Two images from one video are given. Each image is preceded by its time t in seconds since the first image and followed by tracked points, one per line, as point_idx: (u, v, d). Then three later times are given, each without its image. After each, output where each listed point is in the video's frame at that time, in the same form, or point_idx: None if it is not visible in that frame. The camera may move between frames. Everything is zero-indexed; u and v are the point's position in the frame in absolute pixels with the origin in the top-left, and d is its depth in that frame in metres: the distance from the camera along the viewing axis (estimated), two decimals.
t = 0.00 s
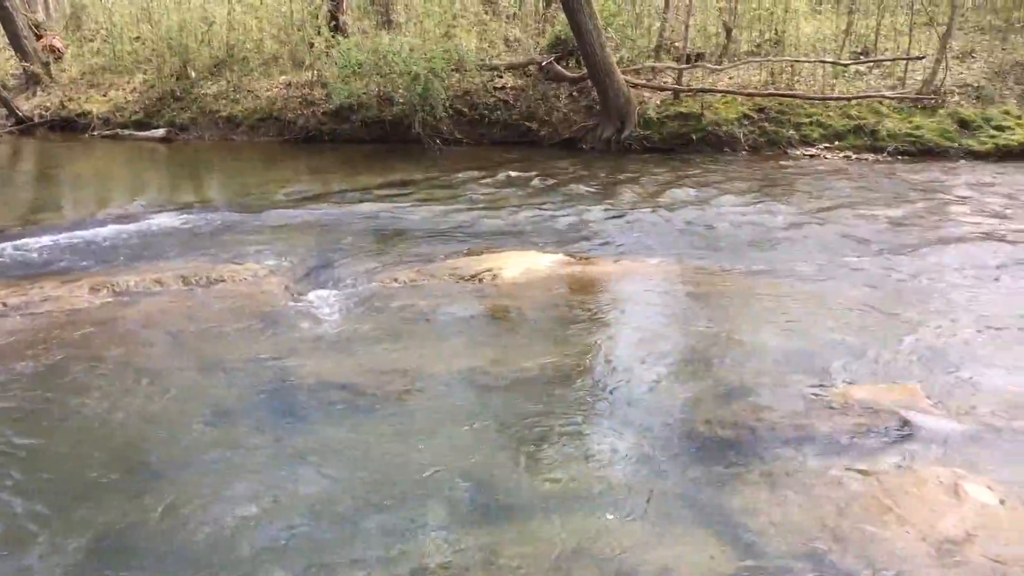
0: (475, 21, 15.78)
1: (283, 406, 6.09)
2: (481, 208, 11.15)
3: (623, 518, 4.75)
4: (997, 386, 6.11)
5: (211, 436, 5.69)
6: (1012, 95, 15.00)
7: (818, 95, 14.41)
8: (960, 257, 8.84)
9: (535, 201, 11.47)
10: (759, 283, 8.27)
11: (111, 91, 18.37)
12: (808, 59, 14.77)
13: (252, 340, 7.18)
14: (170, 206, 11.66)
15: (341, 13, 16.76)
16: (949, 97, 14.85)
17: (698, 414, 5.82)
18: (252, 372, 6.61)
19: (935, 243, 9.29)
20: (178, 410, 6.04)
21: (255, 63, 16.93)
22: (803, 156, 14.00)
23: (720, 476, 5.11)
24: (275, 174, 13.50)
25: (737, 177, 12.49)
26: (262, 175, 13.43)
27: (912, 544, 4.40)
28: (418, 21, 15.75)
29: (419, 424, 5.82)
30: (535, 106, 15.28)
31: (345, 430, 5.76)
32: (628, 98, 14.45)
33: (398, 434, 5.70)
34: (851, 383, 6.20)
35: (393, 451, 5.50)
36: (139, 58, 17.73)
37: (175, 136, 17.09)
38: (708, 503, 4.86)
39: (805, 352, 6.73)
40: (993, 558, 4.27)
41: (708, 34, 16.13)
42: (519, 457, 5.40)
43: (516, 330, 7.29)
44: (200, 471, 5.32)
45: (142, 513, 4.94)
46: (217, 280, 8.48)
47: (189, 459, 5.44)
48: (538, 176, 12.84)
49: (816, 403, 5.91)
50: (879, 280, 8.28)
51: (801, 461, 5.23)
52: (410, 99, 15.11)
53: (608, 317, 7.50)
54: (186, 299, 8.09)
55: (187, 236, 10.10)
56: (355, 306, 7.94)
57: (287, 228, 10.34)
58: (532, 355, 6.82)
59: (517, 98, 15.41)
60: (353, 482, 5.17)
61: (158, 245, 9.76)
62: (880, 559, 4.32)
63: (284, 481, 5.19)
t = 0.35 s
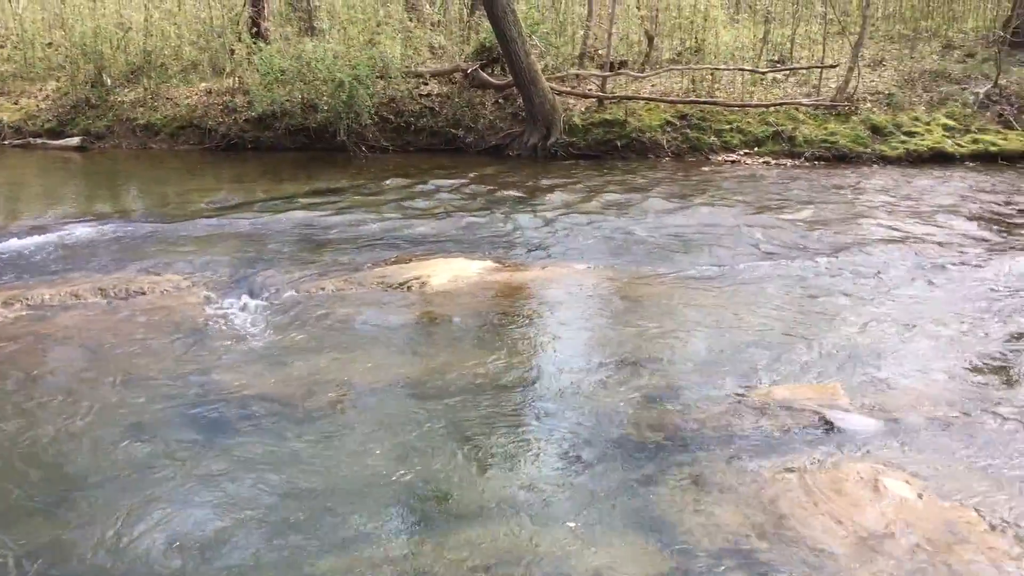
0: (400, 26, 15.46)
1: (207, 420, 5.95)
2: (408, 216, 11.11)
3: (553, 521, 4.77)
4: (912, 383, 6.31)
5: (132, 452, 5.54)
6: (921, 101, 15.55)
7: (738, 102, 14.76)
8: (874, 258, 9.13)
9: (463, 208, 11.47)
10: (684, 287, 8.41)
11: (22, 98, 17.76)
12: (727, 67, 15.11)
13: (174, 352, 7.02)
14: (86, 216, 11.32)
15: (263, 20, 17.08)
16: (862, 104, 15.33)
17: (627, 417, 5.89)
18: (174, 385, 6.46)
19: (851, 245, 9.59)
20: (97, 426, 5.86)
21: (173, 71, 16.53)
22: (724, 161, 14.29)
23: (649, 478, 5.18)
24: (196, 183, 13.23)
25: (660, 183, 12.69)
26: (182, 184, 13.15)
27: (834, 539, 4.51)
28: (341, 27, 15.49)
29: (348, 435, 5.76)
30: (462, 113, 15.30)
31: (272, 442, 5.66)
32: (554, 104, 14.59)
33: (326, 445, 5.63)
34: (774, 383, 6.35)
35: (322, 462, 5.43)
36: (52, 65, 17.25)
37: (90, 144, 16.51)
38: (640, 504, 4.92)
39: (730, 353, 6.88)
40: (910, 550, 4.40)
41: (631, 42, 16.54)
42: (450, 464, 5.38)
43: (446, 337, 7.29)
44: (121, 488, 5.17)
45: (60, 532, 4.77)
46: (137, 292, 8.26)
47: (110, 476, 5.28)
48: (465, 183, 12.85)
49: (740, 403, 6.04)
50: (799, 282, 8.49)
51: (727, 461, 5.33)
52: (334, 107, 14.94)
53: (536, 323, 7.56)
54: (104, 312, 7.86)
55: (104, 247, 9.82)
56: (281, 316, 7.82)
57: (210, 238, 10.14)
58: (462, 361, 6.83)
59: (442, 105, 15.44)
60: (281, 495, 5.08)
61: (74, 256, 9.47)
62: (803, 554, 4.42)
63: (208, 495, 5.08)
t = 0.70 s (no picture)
0: (323, 36, 15.26)
1: (129, 440, 5.78)
2: (335, 227, 10.98)
3: (487, 532, 4.76)
4: (833, 383, 6.49)
5: (51, 475, 5.35)
6: (835, 109, 16.03)
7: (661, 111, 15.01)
8: (793, 263, 9.37)
9: (391, 218, 11.40)
10: (612, 294, 8.51)
11: None
12: (650, 77, 15.34)
13: (93, 371, 6.80)
14: None
15: (181, 29, 16.50)
16: (780, 112, 15.74)
17: (558, 426, 5.91)
18: (94, 405, 6.26)
19: (773, 250, 9.82)
20: (12, 450, 5.65)
21: (88, 81, 16.21)
22: (649, 169, 14.51)
23: (581, 485, 5.22)
24: (114, 196, 12.87)
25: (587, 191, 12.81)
26: (99, 198, 12.78)
27: (763, 539, 4.60)
28: (262, 36, 15.32)
29: (277, 451, 5.66)
30: (388, 123, 15.22)
31: (197, 461, 5.53)
32: (480, 114, 14.62)
33: (254, 462, 5.52)
34: (702, 387, 6.45)
35: (249, 480, 5.32)
36: None
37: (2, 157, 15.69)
38: (572, 511, 4.95)
39: (658, 358, 6.98)
40: (837, 547, 4.51)
41: (555, 53, 16.65)
42: (380, 478, 5.33)
43: (375, 349, 7.24)
44: (39, 513, 4.99)
45: None
46: (52, 310, 7.99)
47: (26, 501, 5.10)
48: (392, 194, 12.78)
49: (670, 408, 6.13)
50: (723, 287, 8.65)
51: (658, 466, 5.40)
52: (257, 118, 14.66)
53: (466, 333, 7.55)
54: (18, 331, 7.59)
55: (17, 264, 9.48)
56: (205, 331, 7.65)
57: (129, 253, 9.87)
58: (391, 373, 6.78)
59: (367, 115, 15.30)
60: (211, 515, 4.97)
61: None
62: (732, 555, 4.50)
63: (132, 518, 4.94)
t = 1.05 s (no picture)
0: (252, 46, 14.76)
1: (56, 460, 5.61)
2: (267, 239, 10.84)
3: (427, 542, 4.73)
4: (766, 385, 6.61)
5: None
6: (762, 117, 16.40)
7: (593, 120, 15.17)
8: (725, 267, 9.54)
9: (324, 229, 11.29)
10: (547, 302, 8.55)
11: None
12: (581, 86, 15.51)
13: (17, 391, 6.59)
14: None
15: (103, 39, 16.26)
16: (709, 120, 16.04)
17: (496, 433, 5.92)
18: (18, 426, 6.07)
19: (706, 255, 9.98)
20: None
21: (8, 94, 15.24)
22: (582, 177, 14.63)
23: (521, 493, 5.22)
24: (36, 210, 12.48)
25: (521, 200, 12.87)
26: (20, 212, 12.39)
27: (701, 541, 4.65)
28: (188, 45, 14.52)
29: (211, 467, 5.56)
30: (319, 133, 15.12)
31: (128, 480, 5.39)
32: (413, 123, 14.58)
33: (188, 479, 5.41)
34: (638, 392, 6.51)
35: (184, 497, 5.21)
36: None
37: None
38: (513, 519, 4.95)
39: (594, 364, 7.04)
40: (773, 547, 4.59)
41: (487, 62, 16.60)
42: (318, 490, 5.27)
43: (310, 360, 7.17)
44: None
45: None
46: None
47: None
48: (326, 205, 12.66)
49: (607, 412, 6.18)
50: (657, 292, 8.76)
51: (596, 471, 5.43)
52: (185, 129, 14.42)
53: (403, 342, 7.53)
54: None
55: None
56: (134, 347, 7.48)
57: (53, 269, 9.57)
58: (327, 384, 6.72)
59: (298, 125, 15.20)
60: (145, 534, 4.85)
61: None
62: (668, 557, 4.55)
63: (61, 541, 4.79)
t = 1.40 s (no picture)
0: (187, 49, 14.58)
1: None
2: (207, 246, 10.66)
3: (379, 549, 4.68)
4: (710, 384, 6.69)
5: None
6: (701, 119, 16.64)
7: (536, 124, 15.21)
8: (668, 268, 9.65)
9: (266, 235, 11.15)
10: (491, 306, 8.54)
11: None
12: (523, 89, 15.57)
13: None
14: None
15: (32, 44, 15.81)
16: (649, 123, 16.21)
17: (445, 437, 5.90)
18: None
19: (649, 256, 10.09)
20: None
21: None
22: (525, 180, 14.68)
23: (471, 497, 5.20)
24: None
25: (465, 203, 12.86)
26: None
27: (650, 541, 4.67)
28: (120, 49, 14.26)
29: (154, 478, 5.44)
30: (259, 138, 14.97)
31: (68, 494, 5.24)
32: (354, 127, 14.45)
33: (131, 491, 5.28)
34: (584, 394, 6.55)
35: (127, 509, 5.09)
36: None
37: None
38: (464, 523, 4.93)
39: (540, 365, 7.08)
40: (719, 544, 4.63)
41: (428, 66, 16.38)
42: (266, 499, 5.19)
43: (253, 369, 7.04)
44: None
45: None
46: None
47: None
48: (267, 211, 12.50)
49: (555, 414, 6.21)
50: (601, 294, 8.82)
51: (544, 474, 5.43)
52: (120, 136, 14.07)
53: (347, 348, 7.47)
54: None
55: None
56: (71, 357, 7.30)
57: None
58: (271, 391, 6.64)
59: (236, 131, 15.05)
60: (87, 549, 4.72)
61: None
62: (617, 557, 4.57)
63: None
